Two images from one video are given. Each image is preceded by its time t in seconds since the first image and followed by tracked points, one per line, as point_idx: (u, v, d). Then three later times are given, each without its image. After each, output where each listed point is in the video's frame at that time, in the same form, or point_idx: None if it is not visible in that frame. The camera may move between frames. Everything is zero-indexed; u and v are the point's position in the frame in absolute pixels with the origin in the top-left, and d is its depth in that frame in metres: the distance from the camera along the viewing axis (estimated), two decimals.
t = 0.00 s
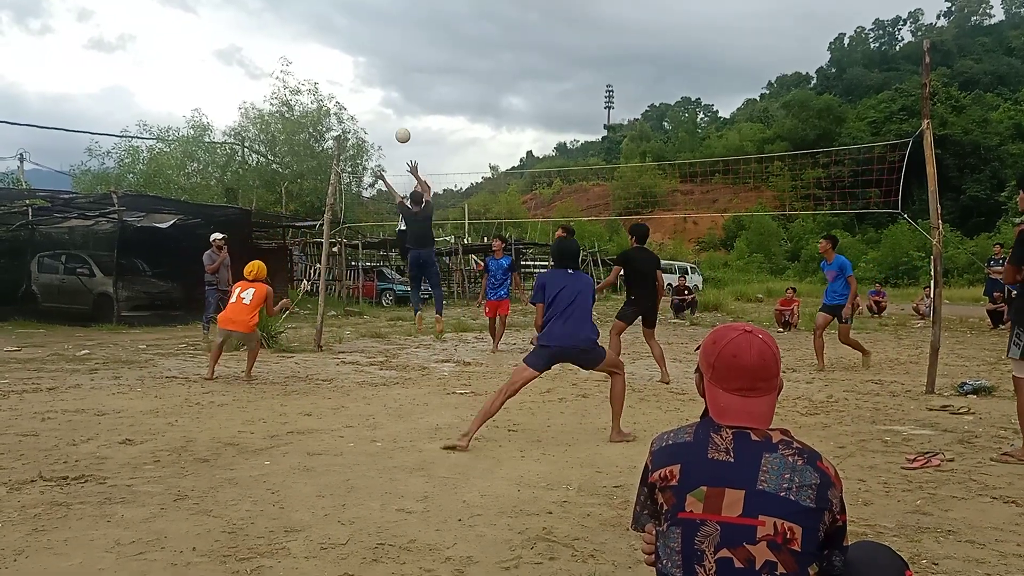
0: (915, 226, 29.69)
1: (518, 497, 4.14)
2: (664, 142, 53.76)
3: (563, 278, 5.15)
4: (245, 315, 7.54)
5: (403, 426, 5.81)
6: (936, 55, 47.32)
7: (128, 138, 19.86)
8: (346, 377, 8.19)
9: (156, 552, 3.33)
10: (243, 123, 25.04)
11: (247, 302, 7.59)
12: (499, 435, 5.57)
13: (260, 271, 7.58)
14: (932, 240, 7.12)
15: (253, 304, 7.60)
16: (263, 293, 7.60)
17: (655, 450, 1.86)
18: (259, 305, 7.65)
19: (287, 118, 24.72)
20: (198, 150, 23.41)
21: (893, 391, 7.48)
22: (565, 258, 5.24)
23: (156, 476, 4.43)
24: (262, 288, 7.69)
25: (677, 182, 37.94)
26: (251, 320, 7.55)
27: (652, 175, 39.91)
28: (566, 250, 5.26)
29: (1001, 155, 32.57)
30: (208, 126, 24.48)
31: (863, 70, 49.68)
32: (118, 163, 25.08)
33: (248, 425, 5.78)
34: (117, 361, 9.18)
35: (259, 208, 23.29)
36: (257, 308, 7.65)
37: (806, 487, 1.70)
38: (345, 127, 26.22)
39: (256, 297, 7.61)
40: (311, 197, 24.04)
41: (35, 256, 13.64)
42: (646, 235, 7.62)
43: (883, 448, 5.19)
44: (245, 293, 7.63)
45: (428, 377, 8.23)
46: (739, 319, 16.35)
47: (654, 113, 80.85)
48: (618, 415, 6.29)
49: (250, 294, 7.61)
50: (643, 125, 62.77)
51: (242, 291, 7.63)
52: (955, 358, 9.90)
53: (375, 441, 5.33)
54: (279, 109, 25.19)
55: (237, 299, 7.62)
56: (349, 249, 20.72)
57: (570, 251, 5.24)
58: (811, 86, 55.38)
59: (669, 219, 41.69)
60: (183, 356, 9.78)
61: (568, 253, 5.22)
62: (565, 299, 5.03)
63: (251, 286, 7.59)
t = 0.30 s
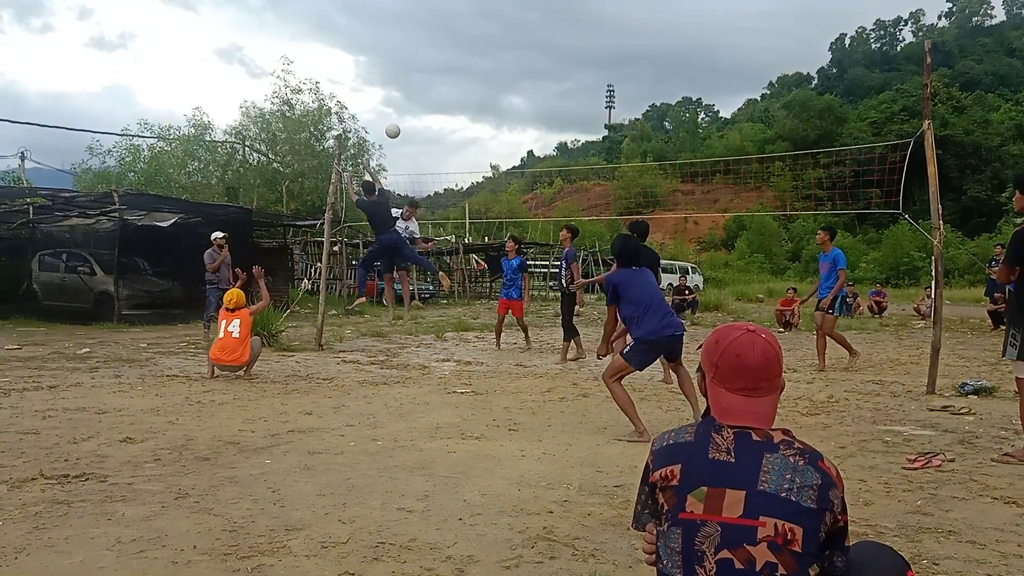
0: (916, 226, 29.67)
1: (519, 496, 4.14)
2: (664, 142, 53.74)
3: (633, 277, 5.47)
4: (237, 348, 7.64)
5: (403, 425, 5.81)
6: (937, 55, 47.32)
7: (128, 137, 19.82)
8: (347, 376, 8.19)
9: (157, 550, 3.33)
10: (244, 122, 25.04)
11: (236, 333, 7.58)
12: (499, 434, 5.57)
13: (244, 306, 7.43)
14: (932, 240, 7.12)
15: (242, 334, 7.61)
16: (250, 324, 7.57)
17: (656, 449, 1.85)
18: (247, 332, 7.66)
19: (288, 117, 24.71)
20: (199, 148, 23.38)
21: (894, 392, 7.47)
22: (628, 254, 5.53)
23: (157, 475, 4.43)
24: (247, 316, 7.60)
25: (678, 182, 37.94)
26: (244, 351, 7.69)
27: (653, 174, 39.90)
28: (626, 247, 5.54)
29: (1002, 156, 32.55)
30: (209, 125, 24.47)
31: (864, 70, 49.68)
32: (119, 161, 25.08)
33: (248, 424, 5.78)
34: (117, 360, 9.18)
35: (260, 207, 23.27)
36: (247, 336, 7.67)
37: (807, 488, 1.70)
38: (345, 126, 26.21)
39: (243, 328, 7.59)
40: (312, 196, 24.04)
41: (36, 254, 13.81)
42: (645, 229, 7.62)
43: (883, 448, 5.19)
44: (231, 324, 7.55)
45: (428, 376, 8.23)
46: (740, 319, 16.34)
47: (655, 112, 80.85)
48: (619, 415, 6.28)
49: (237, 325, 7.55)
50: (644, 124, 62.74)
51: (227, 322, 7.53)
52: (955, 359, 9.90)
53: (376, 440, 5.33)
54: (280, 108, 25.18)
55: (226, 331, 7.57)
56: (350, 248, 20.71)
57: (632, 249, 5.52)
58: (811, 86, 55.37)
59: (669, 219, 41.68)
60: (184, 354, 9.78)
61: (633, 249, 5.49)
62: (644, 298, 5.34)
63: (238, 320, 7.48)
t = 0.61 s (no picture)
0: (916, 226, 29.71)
1: (520, 497, 4.14)
2: (664, 143, 53.78)
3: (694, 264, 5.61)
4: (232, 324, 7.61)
5: (403, 426, 5.81)
6: (937, 56, 47.35)
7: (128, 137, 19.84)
8: (347, 377, 8.19)
9: (157, 551, 3.33)
10: (244, 123, 25.07)
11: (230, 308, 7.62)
12: (499, 435, 5.58)
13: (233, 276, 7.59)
14: (932, 240, 7.12)
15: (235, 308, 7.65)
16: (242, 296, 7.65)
17: (656, 450, 1.85)
18: (240, 309, 7.72)
19: (288, 117, 24.73)
20: (199, 149, 23.38)
21: (894, 392, 7.48)
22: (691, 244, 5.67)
23: (157, 475, 4.43)
24: (237, 292, 7.72)
25: (678, 182, 37.97)
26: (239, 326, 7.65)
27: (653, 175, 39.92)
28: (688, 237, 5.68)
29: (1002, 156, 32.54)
30: (209, 125, 24.49)
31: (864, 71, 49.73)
32: (119, 162, 25.10)
33: (249, 424, 5.78)
34: (118, 361, 9.18)
35: (260, 207, 23.28)
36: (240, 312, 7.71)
37: (808, 490, 1.70)
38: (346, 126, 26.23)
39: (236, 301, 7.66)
40: (312, 197, 24.06)
41: (36, 254, 13.92)
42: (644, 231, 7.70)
43: (884, 449, 5.19)
44: (223, 302, 7.62)
45: (428, 377, 8.24)
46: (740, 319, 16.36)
47: (655, 113, 80.91)
48: (620, 416, 6.29)
49: (229, 300, 7.63)
50: (644, 125, 62.76)
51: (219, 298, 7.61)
52: (955, 359, 9.90)
53: (376, 441, 5.33)
54: (281, 108, 25.21)
55: (218, 310, 7.61)
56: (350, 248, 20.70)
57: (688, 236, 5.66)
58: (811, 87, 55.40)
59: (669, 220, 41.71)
60: (184, 355, 9.78)
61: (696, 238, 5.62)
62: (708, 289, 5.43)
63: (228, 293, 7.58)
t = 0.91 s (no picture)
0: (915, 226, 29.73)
1: (519, 497, 4.14)
2: (664, 143, 53.83)
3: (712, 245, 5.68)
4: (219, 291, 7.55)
5: (403, 426, 5.81)
6: (937, 56, 47.38)
7: (128, 137, 19.82)
8: (346, 377, 8.19)
9: (157, 551, 3.33)
10: (244, 123, 25.10)
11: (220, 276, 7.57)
12: (499, 435, 5.58)
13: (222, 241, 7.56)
14: (932, 240, 7.12)
15: (224, 276, 7.59)
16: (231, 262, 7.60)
17: (656, 450, 1.85)
18: (228, 275, 7.65)
19: (288, 118, 24.75)
20: (199, 149, 23.38)
21: (894, 392, 7.48)
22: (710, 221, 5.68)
23: (157, 475, 4.43)
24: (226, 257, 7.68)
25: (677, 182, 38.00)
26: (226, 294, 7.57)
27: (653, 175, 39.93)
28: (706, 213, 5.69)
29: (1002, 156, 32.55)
30: (209, 126, 24.50)
31: (863, 71, 49.78)
32: (119, 162, 25.10)
33: (248, 424, 5.78)
34: (118, 361, 9.17)
35: (260, 207, 23.27)
36: (228, 277, 7.65)
37: (808, 490, 1.70)
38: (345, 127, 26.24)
39: (225, 267, 7.59)
40: (311, 197, 24.05)
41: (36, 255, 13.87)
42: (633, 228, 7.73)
43: (884, 449, 5.19)
44: (210, 269, 7.58)
45: (428, 377, 8.23)
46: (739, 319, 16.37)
47: (655, 113, 81.00)
48: (619, 415, 6.29)
49: (216, 267, 7.57)
50: (644, 125, 62.79)
51: (207, 265, 7.59)
52: (955, 359, 9.91)
53: (376, 441, 5.33)
54: (280, 109, 25.24)
55: (205, 276, 7.57)
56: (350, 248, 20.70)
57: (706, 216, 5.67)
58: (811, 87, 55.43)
59: (669, 220, 41.75)
60: (183, 355, 9.78)
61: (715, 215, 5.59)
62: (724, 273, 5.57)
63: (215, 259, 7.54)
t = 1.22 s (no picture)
0: (908, 225, 29.85)
1: (513, 497, 4.13)
2: (658, 142, 53.92)
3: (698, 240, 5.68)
4: (205, 284, 7.52)
5: (397, 427, 5.80)
6: (929, 55, 47.55)
7: (119, 138, 19.73)
8: (339, 378, 8.17)
9: (150, 554, 3.32)
10: (236, 124, 25.09)
11: (208, 271, 7.55)
12: (493, 435, 5.58)
13: (205, 234, 7.52)
14: (924, 239, 7.15)
15: (210, 270, 7.55)
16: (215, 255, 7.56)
17: (649, 450, 1.86)
18: (215, 268, 7.61)
19: (281, 119, 24.75)
20: (191, 150, 23.32)
21: (887, 390, 7.50)
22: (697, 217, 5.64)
23: (150, 478, 4.40)
24: (211, 249, 7.63)
25: (671, 182, 38.08)
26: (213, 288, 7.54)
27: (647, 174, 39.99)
28: (692, 209, 5.62)
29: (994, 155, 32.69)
30: (202, 126, 24.44)
31: (855, 70, 49.96)
32: (111, 164, 25.02)
33: (242, 426, 5.76)
34: (110, 363, 9.13)
35: (253, 208, 23.22)
36: (215, 270, 7.61)
37: (801, 490, 1.70)
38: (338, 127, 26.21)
39: (212, 262, 7.56)
40: (304, 198, 24.01)
41: (28, 257, 14.03)
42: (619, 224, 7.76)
43: (877, 447, 5.21)
44: (197, 262, 7.56)
45: (422, 378, 8.23)
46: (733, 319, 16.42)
47: (648, 113, 81.16)
48: (613, 415, 6.30)
49: (201, 261, 7.55)
50: (637, 125, 62.91)
51: (194, 259, 7.59)
52: (947, 357, 9.95)
53: (370, 442, 5.33)
54: (273, 110, 25.22)
55: (192, 271, 7.56)
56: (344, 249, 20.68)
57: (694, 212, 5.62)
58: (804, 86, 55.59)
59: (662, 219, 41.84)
60: (176, 357, 9.74)
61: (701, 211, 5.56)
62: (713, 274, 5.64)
63: (199, 253, 7.53)
